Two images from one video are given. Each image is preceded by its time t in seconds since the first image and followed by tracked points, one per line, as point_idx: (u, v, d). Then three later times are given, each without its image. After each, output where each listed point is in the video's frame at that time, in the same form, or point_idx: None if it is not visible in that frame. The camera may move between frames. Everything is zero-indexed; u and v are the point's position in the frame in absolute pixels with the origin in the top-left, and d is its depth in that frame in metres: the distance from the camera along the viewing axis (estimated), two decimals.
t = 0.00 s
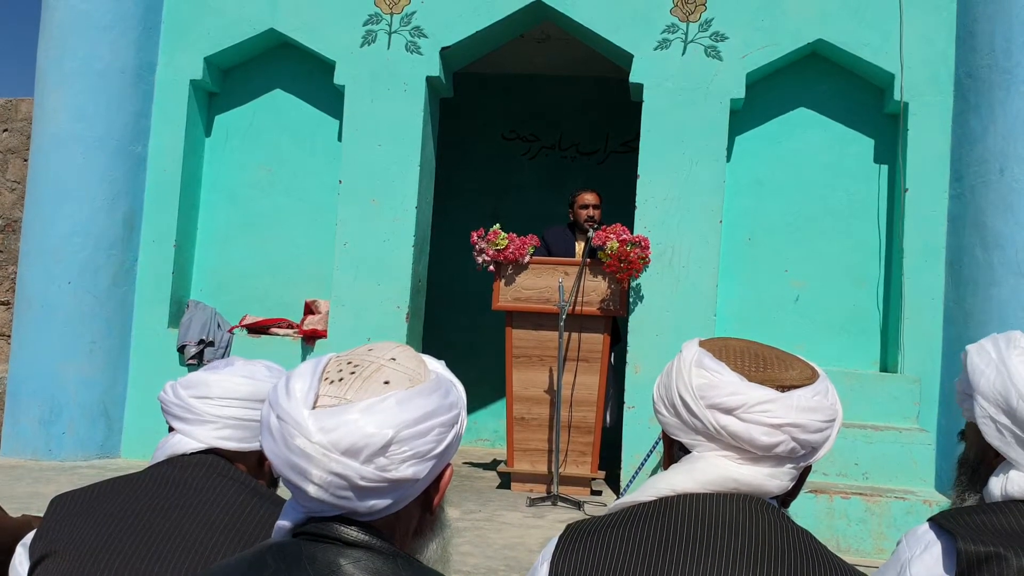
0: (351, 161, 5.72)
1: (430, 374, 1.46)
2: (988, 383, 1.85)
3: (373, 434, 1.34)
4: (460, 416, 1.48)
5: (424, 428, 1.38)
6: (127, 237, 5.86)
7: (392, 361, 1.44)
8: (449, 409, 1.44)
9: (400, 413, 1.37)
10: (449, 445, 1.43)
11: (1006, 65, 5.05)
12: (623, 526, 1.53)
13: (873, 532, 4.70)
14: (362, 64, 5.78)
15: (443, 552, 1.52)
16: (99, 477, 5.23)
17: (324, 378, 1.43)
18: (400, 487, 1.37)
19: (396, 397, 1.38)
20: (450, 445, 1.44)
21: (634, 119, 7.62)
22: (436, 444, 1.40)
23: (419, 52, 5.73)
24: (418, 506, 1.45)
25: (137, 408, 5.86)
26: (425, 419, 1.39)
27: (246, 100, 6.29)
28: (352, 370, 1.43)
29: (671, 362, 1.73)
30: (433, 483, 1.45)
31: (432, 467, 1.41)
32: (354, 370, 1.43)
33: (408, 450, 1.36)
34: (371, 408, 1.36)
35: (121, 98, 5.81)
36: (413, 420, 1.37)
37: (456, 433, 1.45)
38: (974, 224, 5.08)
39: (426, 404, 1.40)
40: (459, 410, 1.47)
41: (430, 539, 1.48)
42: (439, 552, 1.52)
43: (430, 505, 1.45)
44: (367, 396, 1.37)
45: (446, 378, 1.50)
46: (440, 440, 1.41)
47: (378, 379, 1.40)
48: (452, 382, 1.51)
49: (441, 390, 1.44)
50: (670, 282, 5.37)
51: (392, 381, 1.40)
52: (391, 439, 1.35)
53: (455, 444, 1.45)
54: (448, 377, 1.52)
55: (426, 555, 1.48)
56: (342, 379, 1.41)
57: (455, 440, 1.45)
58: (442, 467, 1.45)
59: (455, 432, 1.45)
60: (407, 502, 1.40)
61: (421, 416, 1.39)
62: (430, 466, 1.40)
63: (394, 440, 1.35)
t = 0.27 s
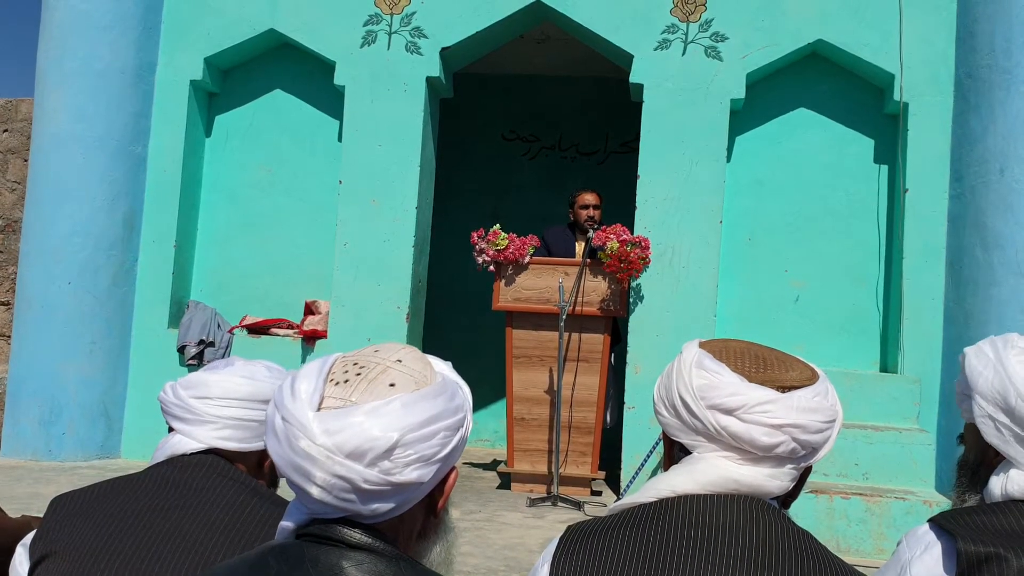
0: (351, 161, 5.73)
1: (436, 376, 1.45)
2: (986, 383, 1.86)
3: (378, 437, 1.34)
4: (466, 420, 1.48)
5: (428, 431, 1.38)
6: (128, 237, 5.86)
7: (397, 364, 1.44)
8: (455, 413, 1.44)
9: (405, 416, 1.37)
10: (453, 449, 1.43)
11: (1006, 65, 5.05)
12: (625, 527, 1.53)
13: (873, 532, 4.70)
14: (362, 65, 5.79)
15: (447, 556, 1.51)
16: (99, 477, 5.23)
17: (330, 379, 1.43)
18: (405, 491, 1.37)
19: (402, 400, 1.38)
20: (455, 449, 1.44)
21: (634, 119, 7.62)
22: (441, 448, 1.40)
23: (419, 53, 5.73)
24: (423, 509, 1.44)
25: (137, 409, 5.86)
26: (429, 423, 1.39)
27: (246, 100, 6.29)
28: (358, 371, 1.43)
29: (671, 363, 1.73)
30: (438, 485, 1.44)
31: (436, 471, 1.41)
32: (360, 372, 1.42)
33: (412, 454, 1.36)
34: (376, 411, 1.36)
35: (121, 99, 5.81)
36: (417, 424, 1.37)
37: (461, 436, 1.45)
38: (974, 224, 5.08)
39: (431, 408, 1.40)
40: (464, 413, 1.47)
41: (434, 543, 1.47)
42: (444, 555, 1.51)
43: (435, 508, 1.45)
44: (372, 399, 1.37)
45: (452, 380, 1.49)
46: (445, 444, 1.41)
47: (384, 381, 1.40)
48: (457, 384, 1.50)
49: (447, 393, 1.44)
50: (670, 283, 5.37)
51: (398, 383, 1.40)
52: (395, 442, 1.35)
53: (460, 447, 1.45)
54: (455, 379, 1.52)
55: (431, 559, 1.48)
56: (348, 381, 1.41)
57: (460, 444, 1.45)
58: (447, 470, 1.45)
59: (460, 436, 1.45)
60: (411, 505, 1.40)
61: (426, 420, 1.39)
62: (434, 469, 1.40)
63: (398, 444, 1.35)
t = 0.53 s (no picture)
0: (351, 161, 5.72)
1: (441, 378, 1.45)
2: (979, 383, 1.85)
3: (383, 439, 1.33)
4: (471, 422, 1.47)
5: (433, 433, 1.38)
6: (128, 237, 5.86)
7: (402, 365, 1.43)
8: (460, 415, 1.43)
9: (410, 418, 1.36)
10: (458, 451, 1.42)
11: (1006, 65, 5.05)
12: (626, 527, 1.53)
13: (873, 532, 4.70)
14: (362, 64, 5.78)
15: (451, 557, 1.50)
16: (99, 477, 5.23)
17: (335, 379, 1.42)
18: (409, 493, 1.37)
19: (407, 401, 1.38)
20: (459, 451, 1.44)
21: (634, 119, 7.62)
22: (445, 450, 1.40)
23: (419, 53, 5.73)
24: (426, 511, 1.44)
25: (137, 408, 5.86)
26: (434, 425, 1.39)
27: (245, 100, 6.28)
28: (363, 372, 1.42)
29: (672, 362, 1.73)
30: (442, 487, 1.44)
31: (440, 473, 1.40)
32: (365, 372, 1.42)
33: (416, 456, 1.36)
34: (381, 412, 1.36)
35: (121, 99, 5.81)
36: (422, 426, 1.37)
37: (466, 438, 1.45)
38: (974, 224, 5.08)
39: (436, 409, 1.39)
40: (469, 415, 1.47)
41: (437, 544, 1.46)
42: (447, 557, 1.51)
43: (438, 510, 1.45)
44: (377, 400, 1.37)
45: (457, 382, 1.49)
46: (449, 446, 1.40)
47: (389, 382, 1.40)
48: (463, 386, 1.50)
49: (452, 395, 1.43)
50: (670, 283, 5.37)
51: (403, 385, 1.40)
52: (399, 444, 1.34)
53: (465, 450, 1.45)
54: (460, 381, 1.52)
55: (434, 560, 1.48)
56: (353, 381, 1.41)
57: (465, 446, 1.45)
58: (451, 472, 1.45)
59: (465, 438, 1.44)
60: (414, 507, 1.40)
61: (431, 422, 1.38)
62: (438, 471, 1.40)
63: (403, 445, 1.34)
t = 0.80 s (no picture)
0: (352, 162, 5.73)
1: (440, 379, 1.45)
2: (986, 383, 1.85)
3: (382, 440, 1.34)
4: (471, 422, 1.47)
5: (433, 433, 1.38)
6: (128, 238, 5.86)
7: (402, 366, 1.44)
8: (459, 415, 1.44)
9: (409, 418, 1.37)
10: (457, 451, 1.42)
11: (1007, 65, 5.05)
12: (628, 528, 1.53)
13: (874, 533, 4.70)
14: (363, 65, 5.79)
15: (451, 558, 1.50)
16: (100, 478, 5.23)
17: (334, 380, 1.43)
18: (409, 493, 1.37)
19: (406, 402, 1.38)
20: (459, 451, 1.44)
21: (635, 120, 7.62)
22: (445, 450, 1.40)
23: (420, 54, 5.73)
24: (426, 512, 1.44)
25: (138, 409, 5.86)
26: (434, 425, 1.39)
27: (247, 101, 6.29)
28: (362, 373, 1.43)
29: (674, 362, 1.73)
30: (441, 488, 1.44)
31: (441, 473, 1.40)
32: (364, 373, 1.42)
33: (416, 456, 1.36)
34: (380, 412, 1.36)
35: (122, 100, 5.81)
36: (421, 426, 1.37)
37: (466, 439, 1.45)
38: (975, 225, 5.08)
39: (436, 410, 1.40)
40: (469, 416, 1.47)
41: (437, 545, 1.46)
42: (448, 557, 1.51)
43: (438, 510, 1.45)
44: (377, 401, 1.37)
45: (456, 382, 1.49)
46: (449, 446, 1.40)
47: (389, 383, 1.40)
48: (462, 387, 1.50)
49: (452, 396, 1.43)
50: (671, 283, 5.37)
51: (403, 385, 1.40)
52: (399, 444, 1.34)
53: (465, 450, 1.45)
54: (459, 382, 1.52)
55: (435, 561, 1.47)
56: (352, 382, 1.41)
57: (465, 446, 1.45)
58: (451, 473, 1.45)
59: (465, 438, 1.45)
60: (415, 507, 1.40)
61: (431, 422, 1.38)
62: (438, 472, 1.39)
63: (403, 446, 1.34)
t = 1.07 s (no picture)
0: (352, 163, 5.72)
1: (438, 379, 1.45)
2: (987, 383, 1.85)
3: (380, 440, 1.34)
4: (469, 422, 1.47)
5: (431, 434, 1.38)
6: (128, 239, 5.86)
7: (400, 366, 1.44)
8: (457, 416, 1.43)
9: (407, 419, 1.36)
10: (456, 452, 1.42)
11: (1008, 66, 5.05)
12: (627, 529, 1.53)
13: (874, 533, 4.69)
14: (363, 66, 5.78)
15: (449, 559, 1.50)
16: (99, 479, 5.23)
17: (332, 382, 1.43)
18: (407, 494, 1.37)
19: (404, 402, 1.38)
20: (458, 452, 1.44)
21: (635, 120, 7.61)
22: (443, 451, 1.40)
23: (420, 54, 5.73)
24: (424, 512, 1.44)
25: (138, 410, 5.86)
26: (432, 426, 1.39)
27: (247, 102, 6.29)
28: (360, 374, 1.43)
29: (667, 367, 1.75)
30: (440, 489, 1.44)
31: (439, 474, 1.40)
32: (362, 374, 1.42)
33: (415, 457, 1.36)
34: (378, 413, 1.36)
35: (122, 100, 5.81)
36: (420, 427, 1.37)
37: (464, 439, 1.45)
38: (975, 225, 5.08)
39: (434, 411, 1.40)
40: (467, 416, 1.47)
41: (434, 546, 1.46)
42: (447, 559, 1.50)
43: (436, 511, 1.45)
44: (374, 402, 1.37)
45: (454, 383, 1.49)
46: (447, 447, 1.40)
47: (387, 384, 1.40)
48: (460, 387, 1.50)
49: (450, 396, 1.43)
50: (671, 284, 5.37)
51: (400, 386, 1.40)
52: (398, 445, 1.34)
53: (463, 450, 1.45)
54: (457, 382, 1.52)
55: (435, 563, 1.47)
56: (350, 383, 1.41)
57: (463, 446, 1.45)
58: (450, 473, 1.44)
59: (463, 439, 1.44)
60: (413, 508, 1.40)
61: (429, 423, 1.38)
62: (436, 473, 1.39)
63: (401, 446, 1.34)
